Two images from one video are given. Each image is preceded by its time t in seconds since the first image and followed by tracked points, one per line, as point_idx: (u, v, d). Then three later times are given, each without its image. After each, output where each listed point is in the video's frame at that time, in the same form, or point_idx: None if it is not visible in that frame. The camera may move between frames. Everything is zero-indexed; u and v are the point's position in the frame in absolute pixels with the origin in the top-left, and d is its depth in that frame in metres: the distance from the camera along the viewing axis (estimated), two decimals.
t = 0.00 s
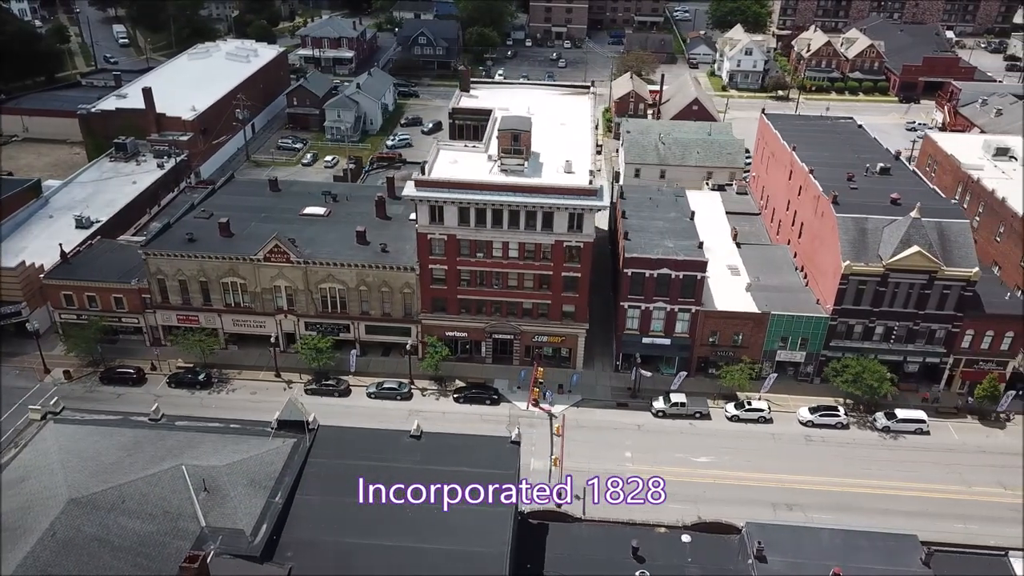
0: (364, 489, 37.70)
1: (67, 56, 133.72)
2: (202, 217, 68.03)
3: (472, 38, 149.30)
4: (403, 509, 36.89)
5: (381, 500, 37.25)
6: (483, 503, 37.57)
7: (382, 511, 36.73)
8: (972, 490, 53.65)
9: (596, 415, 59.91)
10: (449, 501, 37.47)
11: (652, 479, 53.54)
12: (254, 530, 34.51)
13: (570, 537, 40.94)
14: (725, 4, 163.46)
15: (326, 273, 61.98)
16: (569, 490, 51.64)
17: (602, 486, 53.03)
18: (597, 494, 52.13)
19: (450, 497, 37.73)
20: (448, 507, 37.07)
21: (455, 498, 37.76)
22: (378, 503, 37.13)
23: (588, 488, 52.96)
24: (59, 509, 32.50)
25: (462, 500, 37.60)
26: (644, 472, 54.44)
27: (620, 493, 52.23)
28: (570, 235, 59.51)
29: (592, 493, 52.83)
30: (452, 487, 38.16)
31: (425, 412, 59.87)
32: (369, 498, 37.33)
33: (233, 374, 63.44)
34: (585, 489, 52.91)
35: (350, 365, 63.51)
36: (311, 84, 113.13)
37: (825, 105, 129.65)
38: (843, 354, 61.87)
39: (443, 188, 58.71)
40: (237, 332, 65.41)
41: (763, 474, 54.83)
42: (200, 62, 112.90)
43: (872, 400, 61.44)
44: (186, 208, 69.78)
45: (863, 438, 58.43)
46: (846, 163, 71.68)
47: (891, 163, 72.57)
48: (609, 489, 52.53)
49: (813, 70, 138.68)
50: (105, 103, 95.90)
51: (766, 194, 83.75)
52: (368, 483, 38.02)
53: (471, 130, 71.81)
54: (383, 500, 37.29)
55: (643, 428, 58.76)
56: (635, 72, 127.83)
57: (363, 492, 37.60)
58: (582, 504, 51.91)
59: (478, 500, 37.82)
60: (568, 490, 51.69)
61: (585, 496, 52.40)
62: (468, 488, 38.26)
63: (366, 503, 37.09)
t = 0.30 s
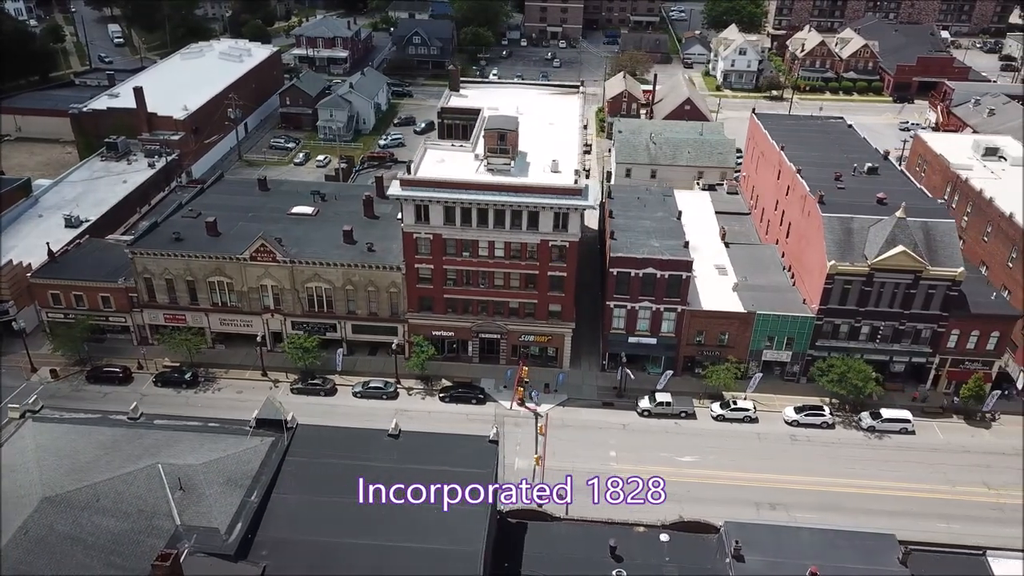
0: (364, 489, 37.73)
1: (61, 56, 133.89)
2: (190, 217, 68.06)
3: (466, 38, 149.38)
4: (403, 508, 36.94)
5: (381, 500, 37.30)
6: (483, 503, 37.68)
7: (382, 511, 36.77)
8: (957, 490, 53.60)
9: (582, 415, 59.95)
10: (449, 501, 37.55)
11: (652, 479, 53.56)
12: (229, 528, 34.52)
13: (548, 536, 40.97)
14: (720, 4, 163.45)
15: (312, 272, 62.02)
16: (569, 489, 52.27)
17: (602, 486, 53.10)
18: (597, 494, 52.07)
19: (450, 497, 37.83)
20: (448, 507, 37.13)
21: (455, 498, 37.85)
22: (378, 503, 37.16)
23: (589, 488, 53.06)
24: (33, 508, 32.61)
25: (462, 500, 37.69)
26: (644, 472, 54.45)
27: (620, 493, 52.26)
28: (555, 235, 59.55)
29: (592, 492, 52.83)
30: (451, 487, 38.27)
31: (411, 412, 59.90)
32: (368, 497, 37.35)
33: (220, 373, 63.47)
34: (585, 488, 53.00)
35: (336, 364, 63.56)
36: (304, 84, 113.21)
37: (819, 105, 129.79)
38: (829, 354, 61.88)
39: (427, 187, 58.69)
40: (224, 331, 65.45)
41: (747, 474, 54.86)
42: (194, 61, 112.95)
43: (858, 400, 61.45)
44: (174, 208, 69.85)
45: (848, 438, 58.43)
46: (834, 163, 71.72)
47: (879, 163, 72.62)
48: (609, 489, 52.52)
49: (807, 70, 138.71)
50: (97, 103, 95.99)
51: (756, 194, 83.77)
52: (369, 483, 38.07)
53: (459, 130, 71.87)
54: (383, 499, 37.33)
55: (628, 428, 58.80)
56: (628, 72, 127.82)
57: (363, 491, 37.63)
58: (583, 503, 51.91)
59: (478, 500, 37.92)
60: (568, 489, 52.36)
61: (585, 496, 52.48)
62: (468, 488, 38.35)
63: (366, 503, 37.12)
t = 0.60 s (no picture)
0: (364, 489, 37.81)
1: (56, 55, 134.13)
2: (178, 216, 68.16)
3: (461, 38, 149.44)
4: (403, 509, 37.03)
5: (381, 500, 37.37)
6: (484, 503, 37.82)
7: (382, 511, 36.85)
8: (941, 489, 53.59)
9: (567, 414, 60.03)
10: (448, 501, 37.63)
11: (652, 479, 53.69)
12: (204, 526, 34.62)
13: (527, 535, 41.02)
14: (716, 3, 163.31)
15: (299, 271, 62.07)
16: (568, 490, 52.41)
17: (602, 486, 53.15)
18: (597, 494, 52.14)
19: (450, 496, 37.91)
20: (448, 506, 37.20)
21: (455, 498, 37.92)
22: (378, 503, 37.25)
23: (589, 488, 53.08)
24: (8, 505, 32.56)
25: (462, 500, 37.75)
26: (645, 472, 54.52)
27: (621, 493, 52.35)
28: (541, 235, 59.62)
29: (592, 493, 52.86)
30: (451, 487, 38.35)
31: (397, 411, 59.92)
32: (368, 497, 37.43)
33: (207, 372, 63.53)
34: (585, 489, 53.02)
35: (323, 364, 63.58)
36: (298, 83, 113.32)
37: (813, 104, 129.92)
38: (815, 353, 61.87)
39: (412, 186, 58.67)
40: (212, 330, 65.52)
41: (732, 473, 54.92)
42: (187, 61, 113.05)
43: (845, 399, 61.46)
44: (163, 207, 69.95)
45: (833, 438, 58.44)
46: (823, 163, 71.81)
47: (868, 163, 72.69)
48: (609, 489, 52.60)
49: (802, 70, 138.68)
50: (89, 101, 96.02)
51: (746, 193, 83.77)
52: (368, 484, 38.12)
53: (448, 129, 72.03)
54: (383, 499, 37.41)
55: (614, 427, 58.87)
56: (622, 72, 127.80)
57: (363, 491, 37.71)
58: (583, 503, 51.96)
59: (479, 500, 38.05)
60: (568, 490, 52.50)
61: (585, 496, 52.50)
62: (468, 488, 38.40)
63: (366, 503, 37.21)
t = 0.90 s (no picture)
0: (364, 489, 37.90)
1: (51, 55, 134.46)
2: (167, 214, 68.27)
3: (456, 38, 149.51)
4: (403, 508, 37.09)
5: (381, 500, 37.45)
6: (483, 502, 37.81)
7: (382, 511, 36.92)
8: (925, 489, 53.59)
9: (554, 413, 60.12)
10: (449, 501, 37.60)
11: (651, 479, 53.81)
12: (181, 524, 34.73)
13: (504, 534, 41.02)
14: (711, 3, 163.24)
15: (286, 270, 62.11)
16: (570, 490, 52.49)
17: (603, 486, 53.07)
18: (597, 494, 52.08)
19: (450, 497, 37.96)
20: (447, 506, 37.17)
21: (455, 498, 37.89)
22: (378, 503, 37.33)
23: (589, 488, 53.12)
24: None
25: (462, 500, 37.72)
26: (644, 472, 54.56)
27: (621, 493, 52.31)
28: (528, 234, 59.66)
29: (592, 493, 52.87)
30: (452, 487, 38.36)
31: (383, 410, 59.97)
32: (368, 497, 37.52)
33: (195, 371, 63.63)
34: (586, 489, 53.02)
35: (311, 363, 63.62)
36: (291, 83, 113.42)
37: (807, 104, 130.06)
38: (802, 353, 61.90)
39: (399, 186, 58.72)
40: (200, 329, 65.61)
41: (716, 471, 54.99)
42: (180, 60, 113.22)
43: (832, 399, 61.49)
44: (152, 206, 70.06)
45: (819, 437, 58.50)
46: (811, 163, 71.93)
47: (857, 163, 72.75)
48: (608, 489, 52.63)
49: (796, 70, 138.63)
50: (81, 100, 96.11)
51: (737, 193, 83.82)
52: (368, 483, 38.20)
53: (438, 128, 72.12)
54: (383, 499, 37.49)
55: (600, 426, 58.94)
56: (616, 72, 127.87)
57: (363, 491, 37.79)
58: (583, 503, 51.99)
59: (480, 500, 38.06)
60: (568, 490, 52.70)
61: (587, 496, 52.47)
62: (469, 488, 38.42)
63: (366, 503, 37.27)
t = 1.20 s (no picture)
0: (364, 489, 37.98)
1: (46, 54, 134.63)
2: (156, 213, 68.35)
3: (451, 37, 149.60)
4: (403, 508, 37.18)
5: (381, 500, 37.59)
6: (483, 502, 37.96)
7: (382, 511, 37.04)
8: (911, 488, 53.64)
9: (540, 411, 60.19)
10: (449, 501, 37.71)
11: (652, 479, 53.81)
12: (158, 522, 34.65)
13: (485, 532, 41.08)
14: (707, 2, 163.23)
15: (274, 269, 62.17)
16: (570, 490, 52.54)
17: (603, 486, 53.17)
18: (597, 494, 52.19)
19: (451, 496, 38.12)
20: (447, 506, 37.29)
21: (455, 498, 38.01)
22: (378, 503, 37.47)
23: (589, 488, 53.12)
24: None
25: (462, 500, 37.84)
26: (645, 473, 54.54)
27: (621, 493, 52.46)
28: (515, 233, 59.71)
29: (592, 493, 52.90)
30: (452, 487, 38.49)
31: (370, 409, 60.02)
32: (368, 497, 37.62)
33: (183, 370, 63.75)
34: (586, 489, 53.05)
35: (299, 361, 63.69)
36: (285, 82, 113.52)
37: (801, 103, 130.24)
38: (789, 352, 61.95)
39: (386, 185, 58.78)
40: (188, 328, 65.68)
41: (702, 470, 55.03)
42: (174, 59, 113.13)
43: (819, 398, 61.53)
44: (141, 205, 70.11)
45: (806, 436, 58.55)
46: (800, 163, 72.06)
47: (846, 163, 72.78)
48: (608, 489, 52.67)
49: (791, 69, 138.50)
50: (74, 100, 96.09)
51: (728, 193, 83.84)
52: (368, 483, 38.33)
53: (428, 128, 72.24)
54: (383, 500, 37.63)
55: (587, 425, 59.00)
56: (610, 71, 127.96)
57: (362, 491, 37.87)
58: (583, 503, 52.02)
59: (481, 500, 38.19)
60: (569, 490, 52.63)
61: (587, 496, 52.52)
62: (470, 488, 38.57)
63: (366, 503, 37.40)
